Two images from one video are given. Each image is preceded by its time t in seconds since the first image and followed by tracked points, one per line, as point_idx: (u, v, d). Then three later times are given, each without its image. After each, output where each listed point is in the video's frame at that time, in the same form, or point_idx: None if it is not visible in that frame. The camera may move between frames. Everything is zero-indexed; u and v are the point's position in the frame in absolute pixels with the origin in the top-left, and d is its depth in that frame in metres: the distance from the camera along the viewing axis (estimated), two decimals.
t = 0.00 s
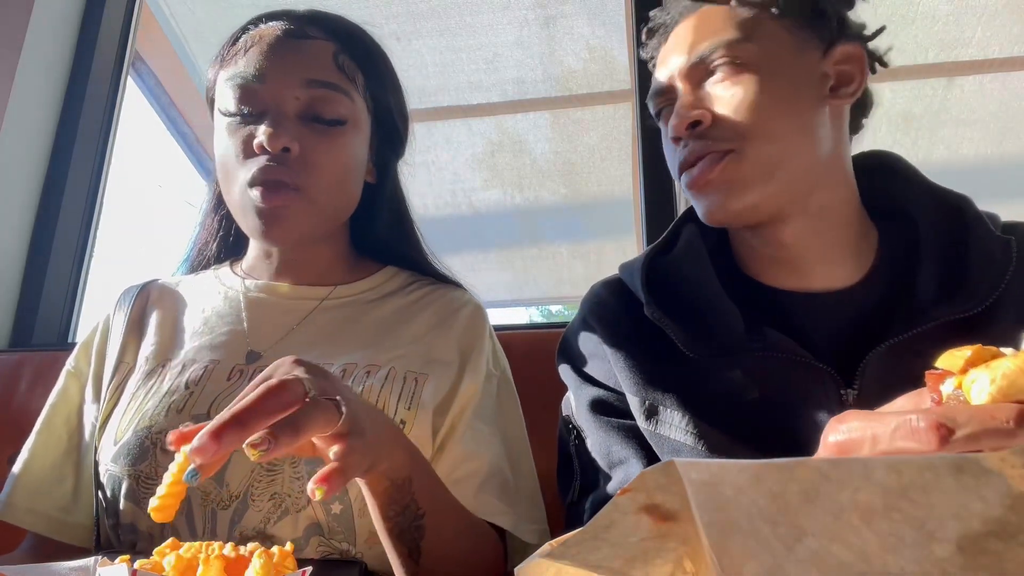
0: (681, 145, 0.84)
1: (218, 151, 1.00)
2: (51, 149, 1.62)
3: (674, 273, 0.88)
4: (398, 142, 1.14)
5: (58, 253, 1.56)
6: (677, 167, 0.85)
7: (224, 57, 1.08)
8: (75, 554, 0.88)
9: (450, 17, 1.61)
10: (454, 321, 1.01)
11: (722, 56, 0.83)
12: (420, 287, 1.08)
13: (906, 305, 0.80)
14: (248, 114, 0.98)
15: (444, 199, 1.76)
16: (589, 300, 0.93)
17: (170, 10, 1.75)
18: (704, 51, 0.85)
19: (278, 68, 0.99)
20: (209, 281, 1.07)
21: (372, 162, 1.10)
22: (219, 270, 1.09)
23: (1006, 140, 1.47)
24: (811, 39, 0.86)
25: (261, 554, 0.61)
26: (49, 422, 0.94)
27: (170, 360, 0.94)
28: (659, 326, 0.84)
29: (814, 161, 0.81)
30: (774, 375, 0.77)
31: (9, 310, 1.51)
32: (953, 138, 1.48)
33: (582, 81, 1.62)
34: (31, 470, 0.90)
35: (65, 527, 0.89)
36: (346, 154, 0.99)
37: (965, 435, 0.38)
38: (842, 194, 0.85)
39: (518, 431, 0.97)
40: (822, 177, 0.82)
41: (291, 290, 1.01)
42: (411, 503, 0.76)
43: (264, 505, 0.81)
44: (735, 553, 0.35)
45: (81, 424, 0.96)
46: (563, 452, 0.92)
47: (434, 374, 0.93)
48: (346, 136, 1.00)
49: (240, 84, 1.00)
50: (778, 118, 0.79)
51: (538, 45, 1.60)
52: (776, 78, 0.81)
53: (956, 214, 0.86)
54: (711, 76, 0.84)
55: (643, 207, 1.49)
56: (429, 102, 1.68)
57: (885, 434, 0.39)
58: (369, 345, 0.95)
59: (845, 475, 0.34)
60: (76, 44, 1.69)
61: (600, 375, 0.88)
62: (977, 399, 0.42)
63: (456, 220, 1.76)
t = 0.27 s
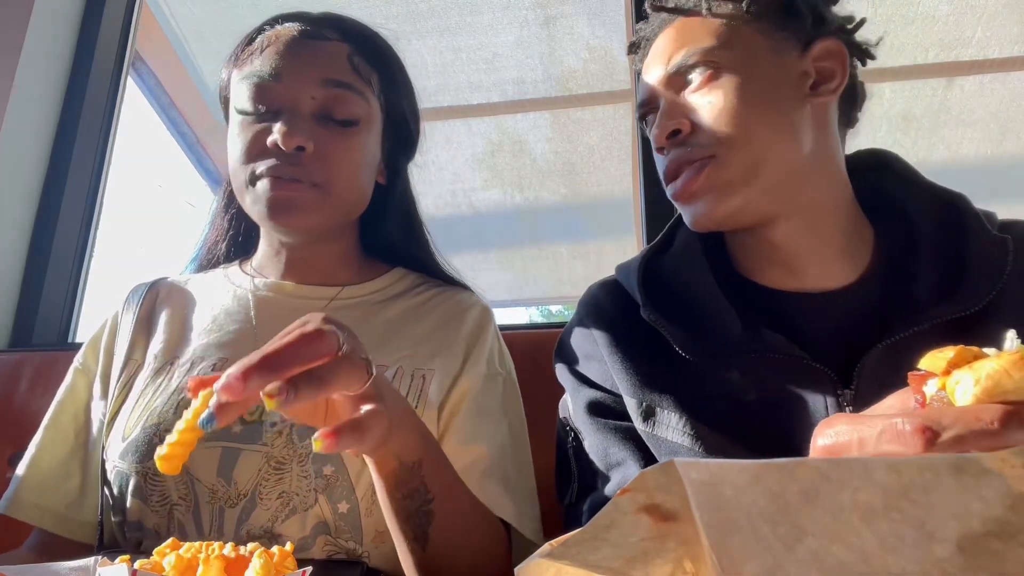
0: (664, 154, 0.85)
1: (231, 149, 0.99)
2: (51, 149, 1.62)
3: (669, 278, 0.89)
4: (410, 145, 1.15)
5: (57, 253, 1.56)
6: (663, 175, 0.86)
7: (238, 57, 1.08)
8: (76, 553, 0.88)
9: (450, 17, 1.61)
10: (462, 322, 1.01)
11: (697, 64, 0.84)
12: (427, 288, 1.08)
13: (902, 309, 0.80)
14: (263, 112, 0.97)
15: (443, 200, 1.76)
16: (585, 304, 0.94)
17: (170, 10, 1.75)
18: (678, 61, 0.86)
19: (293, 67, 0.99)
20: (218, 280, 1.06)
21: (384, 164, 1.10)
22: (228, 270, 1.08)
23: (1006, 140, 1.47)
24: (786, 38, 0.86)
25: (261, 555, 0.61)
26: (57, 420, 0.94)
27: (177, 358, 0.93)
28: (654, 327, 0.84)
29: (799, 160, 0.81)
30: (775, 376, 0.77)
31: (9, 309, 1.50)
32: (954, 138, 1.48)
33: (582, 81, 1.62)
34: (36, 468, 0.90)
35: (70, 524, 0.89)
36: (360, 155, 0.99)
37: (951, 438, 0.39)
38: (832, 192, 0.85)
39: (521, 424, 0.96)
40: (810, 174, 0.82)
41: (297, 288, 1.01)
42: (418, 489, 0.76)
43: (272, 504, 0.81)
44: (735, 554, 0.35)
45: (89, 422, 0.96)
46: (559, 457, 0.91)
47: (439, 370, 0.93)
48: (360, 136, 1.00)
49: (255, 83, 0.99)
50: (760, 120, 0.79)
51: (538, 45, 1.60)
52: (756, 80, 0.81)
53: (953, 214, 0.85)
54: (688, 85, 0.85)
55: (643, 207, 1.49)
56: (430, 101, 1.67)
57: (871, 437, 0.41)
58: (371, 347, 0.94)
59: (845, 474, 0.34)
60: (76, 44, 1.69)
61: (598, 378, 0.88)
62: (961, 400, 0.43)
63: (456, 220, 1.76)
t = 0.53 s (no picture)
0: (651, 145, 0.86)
1: (242, 145, 0.99)
2: (51, 149, 1.62)
3: (659, 279, 0.89)
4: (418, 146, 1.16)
5: (57, 252, 1.56)
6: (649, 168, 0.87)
7: (250, 57, 1.10)
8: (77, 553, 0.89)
9: (450, 17, 1.61)
10: (470, 319, 1.00)
11: (686, 58, 0.85)
12: (432, 288, 1.07)
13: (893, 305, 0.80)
14: (273, 107, 0.97)
15: (443, 200, 1.75)
16: (577, 304, 0.94)
17: (170, 10, 1.76)
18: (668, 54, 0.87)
19: (304, 63, 0.99)
20: (225, 279, 1.06)
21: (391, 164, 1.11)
22: (235, 269, 1.08)
23: (1006, 140, 1.47)
24: (776, 34, 0.87)
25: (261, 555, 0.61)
26: (63, 417, 0.93)
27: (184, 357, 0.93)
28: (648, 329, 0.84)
29: (783, 150, 0.81)
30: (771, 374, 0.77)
31: (9, 309, 1.50)
32: (954, 138, 1.48)
33: (582, 81, 1.62)
34: (40, 465, 0.90)
35: (74, 520, 0.89)
36: (368, 152, 0.99)
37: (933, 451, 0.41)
38: (817, 188, 0.85)
39: (521, 413, 0.94)
40: (793, 169, 0.82)
41: (304, 287, 1.00)
42: (410, 485, 0.74)
43: (275, 504, 0.82)
44: (734, 553, 0.35)
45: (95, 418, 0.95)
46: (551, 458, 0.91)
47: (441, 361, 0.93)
48: (369, 133, 1.00)
49: (265, 78, 0.99)
50: (743, 110, 0.79)
51: (538, 44, 1.60)
52: (742, 71, 0.82)
53: (943, 212, 0.86)
54: (676, 79, 0.85)
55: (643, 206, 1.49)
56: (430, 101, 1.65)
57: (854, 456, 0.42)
58: (373, 349, 0.94)
59: (844, 474, 0.35)
60: (76, 43, 1.69)
61: (588, 380, 0.88)
62: (943, 413, 0.45)
63: (456, 220, 1.76)
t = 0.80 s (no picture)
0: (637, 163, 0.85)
1: (246, 142, 0.99)
2: (52, 149, 1.62)
3: (657, 279, 0.90)
4: (422, 146, 1.16)
5: (57, 251, 1.56)
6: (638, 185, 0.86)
7: (256, 54, 1.10)
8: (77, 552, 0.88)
9: (450, 17, 1.61)
10: (474, 316, 0.98)
11: (667, 73, 0.85)
12: (434, 287, 1.07)
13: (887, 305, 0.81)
14: (278, 104, 0.97)
15: (444, 200, 1.75)
16: (572, 304, 0.94)
17: (170, 10, 1.76)
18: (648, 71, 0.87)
19: (310, 61, 1.00)
20: (228, 278, 1.07)
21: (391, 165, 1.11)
22: (239, 268, 1.09)
23: (1006, 140, 1.47)
24: (755, 43, 0.88)
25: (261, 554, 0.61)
26: (64, 416, 0.93)
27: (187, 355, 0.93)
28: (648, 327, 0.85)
29: (770, 158, 0.81)
30: (767, 373, 0.79)
31: (10, 309, 1.50)
32: (954, 138, 1.48)
33: (582, 81, 1.62)
34: (41, 462, 0.89)
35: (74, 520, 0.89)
36: (374, 149, 0.99)
37: (874, 431, 0.44)
38: (807, 191, 0.85)
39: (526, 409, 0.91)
40: (782, 173, 0.82)
41: (306, 286, 1.01)
42: (398, 502, 0.65)
43: (276, 505, 0.82)
44: (734, 552, 0.35)
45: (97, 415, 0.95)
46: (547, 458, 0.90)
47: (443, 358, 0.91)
48: (374, 130, 1.00)
49: (271, 74, 1.00)
50: (729, 120, 0.79)
51: (538, 45, 1.60)
52: (724, 81, 0.82)
53: (931, 213, 0.88)
54: (659, 94, 0.85)
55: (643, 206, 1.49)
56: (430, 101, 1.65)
57: (809, 437, 0.46)
58: (380, 349, 0.94)
59: (844, 474, 0.34)
60: (76, 42, 1.69)
61: (585, 381, 0.87)
62: (884, 388, 0.49)
63: (456, 220, 1.76)
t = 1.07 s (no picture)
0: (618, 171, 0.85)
1: (249, 137, 0.99)
2: (52, 149, 1.62)
3: (644, 289, 0.91)
4: (427, 145, 1.16)
5: (57, 251, 1.56)
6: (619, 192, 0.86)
7: (260, 49, 1.10)
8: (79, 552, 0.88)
9: (450, 17, 1.61)
10: (476, 316, 0.98)
11: (645, 79, 0.85)
12: (437, 287, 1.06)
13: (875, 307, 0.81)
14: (282, 101, 0.98)
15: (444, 200, 1.75)
16: (560, 315, 0.96)
17: (170, 10, 1.76)
18: (626, 79, 0.87)
19: (314, 57, 1.00)
20: (229, 275, 1.07)
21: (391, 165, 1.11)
22: (241, 266, 1.09)
23: (1006, 140, 1.47)
24: (733, 48, 0.88)
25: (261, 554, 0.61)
26: (66, 413, 0.93)
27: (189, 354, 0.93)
28: (630, 338, 0.87)
29: (750, 162, 0.81)
30: (754, 382, 0.78)
31: (10, 308, 1.50)
32: (954, 138, 1.48)
33: (582, 81, 1.62)
34: (39, 463, 0.89)
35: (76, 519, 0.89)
36: (377, 146, 0.99)
37: (848, 426, 0.45)
38: (791, 195, 0.85)
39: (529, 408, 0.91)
40: (762, 176, 0.82)
41: (309, 286, 1.00)
42: (396, 517, 0.64)
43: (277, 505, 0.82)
44: (735, 554, 0.37)
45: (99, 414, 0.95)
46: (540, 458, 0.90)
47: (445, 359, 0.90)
48: (377, 129, 1.00)
49: (274, 70, 1.00)
50: (706, 125, 0.80)
51: (537, 45, 1.60)
52: (703, 86, 0.82)
53: (920, 213, 0.87)
54: (639, 100, 0.85)
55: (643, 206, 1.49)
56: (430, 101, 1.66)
57: (785, 435, 0.47)
58: (382, 350, 0.93)
59: (845, 474, 0.34)
60: (77, 42, 1.70)
61: (574, 390, 0.88)
62: (857, 383, 0.50)
63: (456, 220, 1.76)
